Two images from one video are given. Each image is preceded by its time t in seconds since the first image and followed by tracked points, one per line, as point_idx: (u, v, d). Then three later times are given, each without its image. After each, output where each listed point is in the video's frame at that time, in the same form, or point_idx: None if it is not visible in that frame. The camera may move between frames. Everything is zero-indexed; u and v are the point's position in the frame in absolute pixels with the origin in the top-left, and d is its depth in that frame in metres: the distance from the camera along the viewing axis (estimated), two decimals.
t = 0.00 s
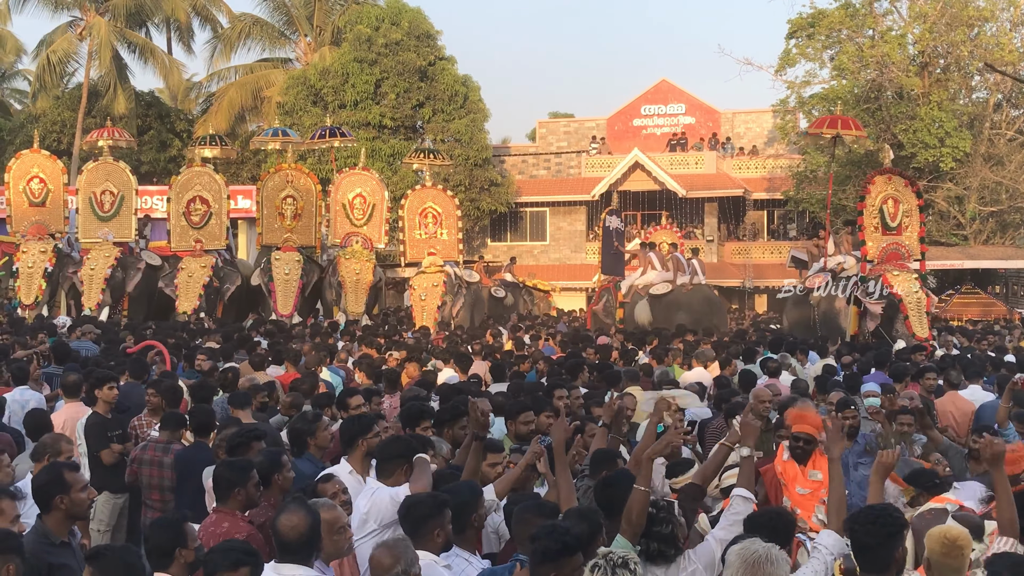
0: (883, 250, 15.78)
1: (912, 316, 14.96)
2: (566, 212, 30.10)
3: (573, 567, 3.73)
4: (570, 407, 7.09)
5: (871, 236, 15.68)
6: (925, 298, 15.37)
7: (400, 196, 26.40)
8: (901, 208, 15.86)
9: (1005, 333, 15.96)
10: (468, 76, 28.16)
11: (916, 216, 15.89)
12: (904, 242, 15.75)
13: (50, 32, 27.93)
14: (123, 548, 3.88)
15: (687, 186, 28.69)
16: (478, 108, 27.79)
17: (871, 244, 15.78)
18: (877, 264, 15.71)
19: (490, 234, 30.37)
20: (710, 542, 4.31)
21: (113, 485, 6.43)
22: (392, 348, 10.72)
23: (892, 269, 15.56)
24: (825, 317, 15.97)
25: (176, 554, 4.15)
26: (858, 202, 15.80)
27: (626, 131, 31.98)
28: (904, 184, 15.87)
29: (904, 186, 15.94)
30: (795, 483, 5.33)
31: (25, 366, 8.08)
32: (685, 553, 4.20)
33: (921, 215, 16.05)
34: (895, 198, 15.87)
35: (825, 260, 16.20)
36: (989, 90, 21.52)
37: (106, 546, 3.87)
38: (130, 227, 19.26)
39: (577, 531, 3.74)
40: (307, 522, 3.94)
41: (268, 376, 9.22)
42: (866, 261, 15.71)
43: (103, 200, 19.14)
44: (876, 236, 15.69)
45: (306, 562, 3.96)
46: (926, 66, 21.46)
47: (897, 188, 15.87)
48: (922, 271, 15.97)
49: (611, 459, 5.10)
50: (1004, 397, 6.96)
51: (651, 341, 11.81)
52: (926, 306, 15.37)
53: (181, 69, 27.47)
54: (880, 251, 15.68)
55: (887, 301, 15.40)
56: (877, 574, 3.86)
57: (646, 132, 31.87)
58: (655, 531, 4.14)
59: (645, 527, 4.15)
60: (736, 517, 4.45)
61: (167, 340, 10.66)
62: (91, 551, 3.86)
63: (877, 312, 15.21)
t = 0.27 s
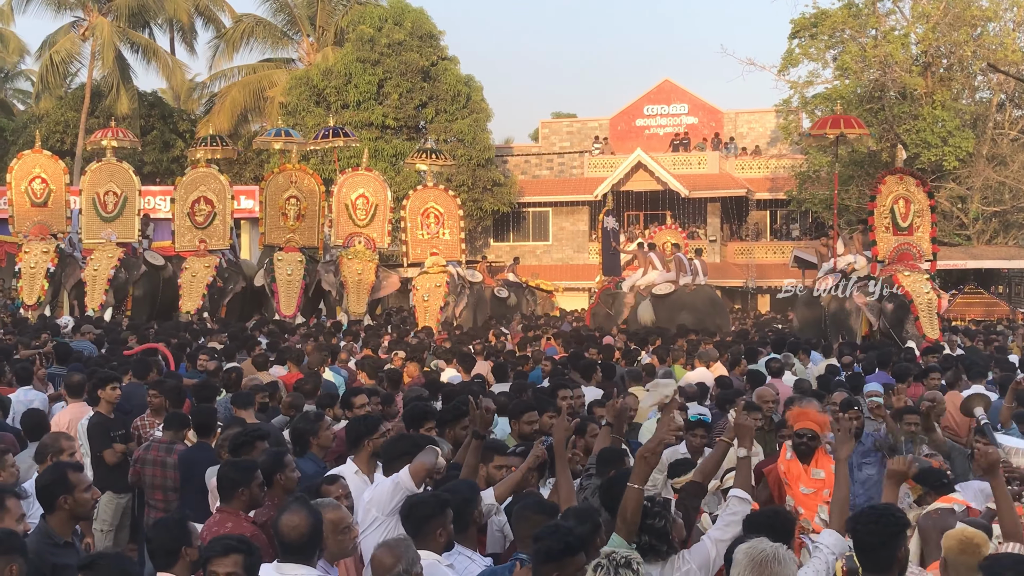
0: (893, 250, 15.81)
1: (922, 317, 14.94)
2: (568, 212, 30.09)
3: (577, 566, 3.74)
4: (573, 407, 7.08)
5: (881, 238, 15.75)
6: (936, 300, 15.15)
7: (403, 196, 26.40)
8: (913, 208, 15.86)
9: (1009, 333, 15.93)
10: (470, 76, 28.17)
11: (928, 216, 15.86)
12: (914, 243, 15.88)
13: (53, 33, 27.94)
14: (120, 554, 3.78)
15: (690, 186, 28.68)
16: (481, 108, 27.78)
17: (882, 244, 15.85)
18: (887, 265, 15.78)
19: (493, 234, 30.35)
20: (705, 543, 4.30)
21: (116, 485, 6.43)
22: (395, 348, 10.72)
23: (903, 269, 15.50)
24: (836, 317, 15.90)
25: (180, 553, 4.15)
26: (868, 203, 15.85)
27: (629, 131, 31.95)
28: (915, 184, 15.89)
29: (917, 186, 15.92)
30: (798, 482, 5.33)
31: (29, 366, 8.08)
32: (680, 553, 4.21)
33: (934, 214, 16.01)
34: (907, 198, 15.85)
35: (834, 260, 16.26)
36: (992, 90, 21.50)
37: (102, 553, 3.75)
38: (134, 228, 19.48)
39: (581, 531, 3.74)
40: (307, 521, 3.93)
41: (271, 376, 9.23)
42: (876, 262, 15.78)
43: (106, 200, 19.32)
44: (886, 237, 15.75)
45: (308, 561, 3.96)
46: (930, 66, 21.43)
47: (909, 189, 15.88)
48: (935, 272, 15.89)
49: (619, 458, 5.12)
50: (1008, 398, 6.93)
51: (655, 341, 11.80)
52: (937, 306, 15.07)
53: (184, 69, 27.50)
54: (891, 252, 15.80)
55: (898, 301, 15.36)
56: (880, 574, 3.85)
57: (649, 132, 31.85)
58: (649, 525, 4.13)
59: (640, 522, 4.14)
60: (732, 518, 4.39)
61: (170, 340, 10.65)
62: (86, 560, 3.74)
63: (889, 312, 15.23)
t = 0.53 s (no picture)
0: (909, 251, 15.85)
1: (937, 317, 14.89)
2: (574, 212, 30.08)
3: (582, 565, 3.74)
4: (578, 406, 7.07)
5: (895, 236, 15.80)
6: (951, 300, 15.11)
7: (409, 196, 26.41)
8: (927, 207, 15.83)
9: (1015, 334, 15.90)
10: (476, 75, 28.16)
11: (944, 215, 15.80)
12: (929, 242, 15.85)
13: (59, 33, 27.97)
14: (120, 558, 3.78)
15: (696, 186, 28.66)
16: (486, 107, 27.78)
17: (896, 243, 15.88)
18: (901, 265, 15.80)
19: (498, 234, 30.35)
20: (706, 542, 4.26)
21: (123, 484, 6.45)
22: (400, 348, 10.73)
23: (917, 269, 15.47)
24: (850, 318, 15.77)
25: (188, 552, 4.16)
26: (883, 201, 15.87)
27: (635, 130, 31.92)
28: (932, 183, 15.88)
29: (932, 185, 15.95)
30: (804, 482, 5.33)
31: (34, 366, 8.10)
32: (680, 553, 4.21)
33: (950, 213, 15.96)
34: (923, 198, 15.85)
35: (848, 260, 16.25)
36: (998, 89, 21.46)
37: (102, 558, 3.76)
38: (140, 227, 19.37)
39: (585, 530, 3.74)
40: (313, 520, 3.95)
41: (277, 376, 9.24)
42: (890, 261, 15.81)
43: (113, 200, 19.26)
44: (901, 236, 15.78)
45: (315, 560, 3.97)
46: (936, 66, 21.37)
47: (924, 188, 15.88)
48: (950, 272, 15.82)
49: (629, 457, 5.11)
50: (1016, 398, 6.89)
51: (660, 341, 11.80)
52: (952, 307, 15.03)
53: (190, 69, 27.52)
54: (904, 251, 15.83)
55: (912, 301, 15.21)
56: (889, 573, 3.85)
57: (654, 131, 31.83)
58: (653, 523, 4.16)
59: (646, 521, 4.16)
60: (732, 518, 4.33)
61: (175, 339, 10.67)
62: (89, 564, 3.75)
63: (904, 312, 15.23)
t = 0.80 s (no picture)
0: (922, 249, 15.77)
1: (951, 316, 14.85)
2: (579, 212, 30.07)
3: (588, 565, 3.74)
4: (583, 406, 7.07)
5: (908, 235, 15.72)
6: (964, 298, 15.08)
7: (415, 196, 26.43)
8: (942, 205, 15.76)
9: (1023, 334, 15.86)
10: (481, 75, 28.17)
11: (958, 214, 15.72)
12: (942, 241, 15.78)
13: (65, 33, 28.03)
14: (126, 561, 3.78)
15: (701, 186, 28.64)
16: (492, 107, 27.78)
17: (910, 241, 15.81)
18: (914, 264, 15.77)
19: (504, 234, 30.35)
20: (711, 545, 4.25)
21: (128, 484, 6.44)
22: (406, 348, 10.73)
23: (930, 268, 15.41)
24: (863, 318, 15.83)
25: (194, 551, 4.16)
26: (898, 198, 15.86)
27: (640, 130, 31.89)
28: (948, 181, 15.79)
29: (949, 184, 15.89)
30: (809, 481, 5.32)
31: (40, 366, 8.11)
32: (686, 553, 4.19)
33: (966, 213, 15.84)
34: (937, 196, 15.77)
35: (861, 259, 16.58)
36: (1004, 89, 21.43)
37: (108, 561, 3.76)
38: (146, 226, 19.48)
39: (591, 529, 3.73)
40: (322, 520, 3.94)
41: (283, 376, 9.25)
42: (903, 260, 15.81)
43: (119, 199, 19.27)
44: (914, 235, 15.73)
45: (324, 560, 3.97)
46: (942, 66, 21.33)
47: (940, 186, 15.84)
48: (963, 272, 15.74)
49: (636, 458, 5.13)
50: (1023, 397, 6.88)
51: (666, 341, 11.79)
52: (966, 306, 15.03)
53: (196, 69, 27.56)
54: (917, 250, 15.76)
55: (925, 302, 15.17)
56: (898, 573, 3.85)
57: (660, 131, 31.81)
58: (661, 521, 4.17)
59: (654, 518, 4.18)
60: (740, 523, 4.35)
61: (180, 339, 10.68)
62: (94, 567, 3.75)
63: (916, 312, 15.18)
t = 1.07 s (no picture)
0: (934, 247, 15.62)
1: (964, 315, 14.70)
2: (584, 212, 30.06)
3: (593, 565, 3.74)
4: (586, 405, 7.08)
5: (922, 234, 15.57)
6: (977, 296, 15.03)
7: (420, 196, 26.43)
8: (957, 204, 15.55)
9: None
10: (487, 75, 28.16)
11: (973, 213, 15.57)
12: (955, 241, 15.62)
13: (71, 33, 28.06)
14: (135, 560, 3.78)
15: (707, 185, 28.62)
16: (497, 107, 27.78)
17: (923, 240, 15.67)
18: (928, 262, 15.62)
19: (509, 234, 30.33)
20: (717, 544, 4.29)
21: (135, 483, 6.46)
22: (411, 348, 10.74)
23: (943, 267, 15.28)
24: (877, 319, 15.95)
25: (201, 550, 4.17)
26: (913, 196, 15.61)
27: (646, 130, 31.85)
28: (964, 180, 15.58)
29: (964, 182, 15.66)
30: (813, 481, 5.32)
31: (46, 365, 8.14)
32: (692, 552, 4.25)
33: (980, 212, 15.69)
34: (953, 194, 15.56)
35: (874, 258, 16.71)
36: (1010, 88, 21.37)
37: (117, 560, 3.77)
38: (152, 226, 19.49)
39: (597, 529, 3.74)
40: (335, 520, 3.95)
41: (288, 375, 9.26)
42: (917, 258, 15.65)
43: (125, 199, 19.30)
44: (929, 233, 15.55)
45: (336, 561, 3.97)
46: (948, 65, 21.26)
47: (956, 184, 15.62)
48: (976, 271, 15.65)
49: (638, 457, 5.21)
50: None
51: (672, 341, 11.78)
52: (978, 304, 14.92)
53: (201, 69, 27.59)
54: (931, 248, 15.61)
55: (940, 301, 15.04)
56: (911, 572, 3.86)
57: (665, 131, 31.77)
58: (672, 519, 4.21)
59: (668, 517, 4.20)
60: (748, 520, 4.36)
61: (185, 339, 10.70)
62: (103, 565, 3.76)
63: (930, 312, 15.08)
